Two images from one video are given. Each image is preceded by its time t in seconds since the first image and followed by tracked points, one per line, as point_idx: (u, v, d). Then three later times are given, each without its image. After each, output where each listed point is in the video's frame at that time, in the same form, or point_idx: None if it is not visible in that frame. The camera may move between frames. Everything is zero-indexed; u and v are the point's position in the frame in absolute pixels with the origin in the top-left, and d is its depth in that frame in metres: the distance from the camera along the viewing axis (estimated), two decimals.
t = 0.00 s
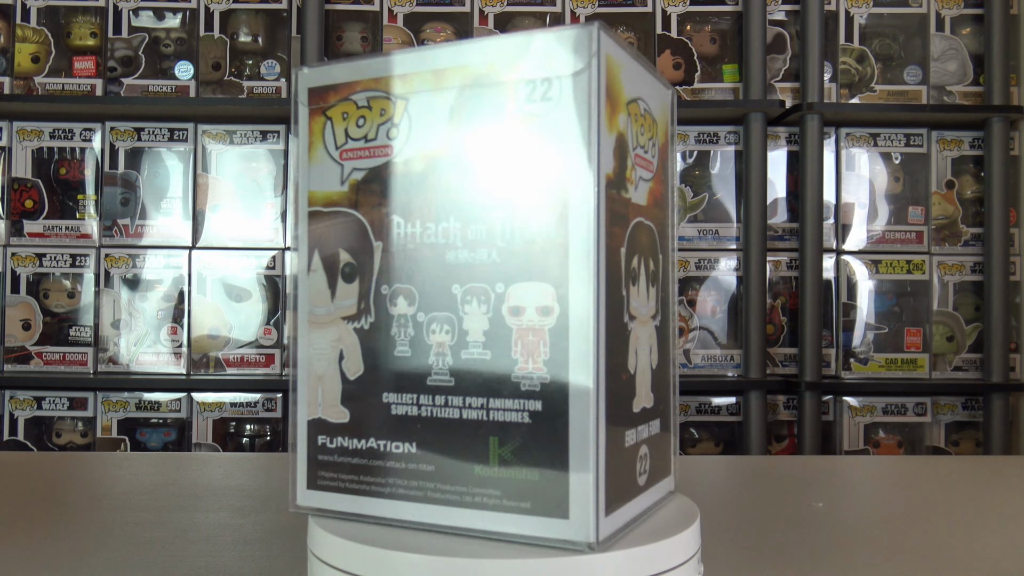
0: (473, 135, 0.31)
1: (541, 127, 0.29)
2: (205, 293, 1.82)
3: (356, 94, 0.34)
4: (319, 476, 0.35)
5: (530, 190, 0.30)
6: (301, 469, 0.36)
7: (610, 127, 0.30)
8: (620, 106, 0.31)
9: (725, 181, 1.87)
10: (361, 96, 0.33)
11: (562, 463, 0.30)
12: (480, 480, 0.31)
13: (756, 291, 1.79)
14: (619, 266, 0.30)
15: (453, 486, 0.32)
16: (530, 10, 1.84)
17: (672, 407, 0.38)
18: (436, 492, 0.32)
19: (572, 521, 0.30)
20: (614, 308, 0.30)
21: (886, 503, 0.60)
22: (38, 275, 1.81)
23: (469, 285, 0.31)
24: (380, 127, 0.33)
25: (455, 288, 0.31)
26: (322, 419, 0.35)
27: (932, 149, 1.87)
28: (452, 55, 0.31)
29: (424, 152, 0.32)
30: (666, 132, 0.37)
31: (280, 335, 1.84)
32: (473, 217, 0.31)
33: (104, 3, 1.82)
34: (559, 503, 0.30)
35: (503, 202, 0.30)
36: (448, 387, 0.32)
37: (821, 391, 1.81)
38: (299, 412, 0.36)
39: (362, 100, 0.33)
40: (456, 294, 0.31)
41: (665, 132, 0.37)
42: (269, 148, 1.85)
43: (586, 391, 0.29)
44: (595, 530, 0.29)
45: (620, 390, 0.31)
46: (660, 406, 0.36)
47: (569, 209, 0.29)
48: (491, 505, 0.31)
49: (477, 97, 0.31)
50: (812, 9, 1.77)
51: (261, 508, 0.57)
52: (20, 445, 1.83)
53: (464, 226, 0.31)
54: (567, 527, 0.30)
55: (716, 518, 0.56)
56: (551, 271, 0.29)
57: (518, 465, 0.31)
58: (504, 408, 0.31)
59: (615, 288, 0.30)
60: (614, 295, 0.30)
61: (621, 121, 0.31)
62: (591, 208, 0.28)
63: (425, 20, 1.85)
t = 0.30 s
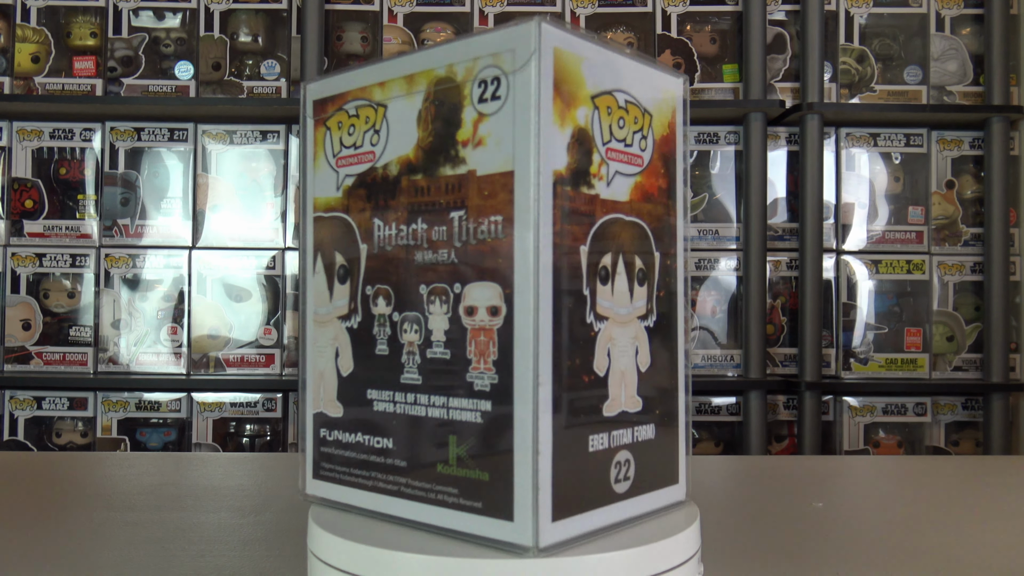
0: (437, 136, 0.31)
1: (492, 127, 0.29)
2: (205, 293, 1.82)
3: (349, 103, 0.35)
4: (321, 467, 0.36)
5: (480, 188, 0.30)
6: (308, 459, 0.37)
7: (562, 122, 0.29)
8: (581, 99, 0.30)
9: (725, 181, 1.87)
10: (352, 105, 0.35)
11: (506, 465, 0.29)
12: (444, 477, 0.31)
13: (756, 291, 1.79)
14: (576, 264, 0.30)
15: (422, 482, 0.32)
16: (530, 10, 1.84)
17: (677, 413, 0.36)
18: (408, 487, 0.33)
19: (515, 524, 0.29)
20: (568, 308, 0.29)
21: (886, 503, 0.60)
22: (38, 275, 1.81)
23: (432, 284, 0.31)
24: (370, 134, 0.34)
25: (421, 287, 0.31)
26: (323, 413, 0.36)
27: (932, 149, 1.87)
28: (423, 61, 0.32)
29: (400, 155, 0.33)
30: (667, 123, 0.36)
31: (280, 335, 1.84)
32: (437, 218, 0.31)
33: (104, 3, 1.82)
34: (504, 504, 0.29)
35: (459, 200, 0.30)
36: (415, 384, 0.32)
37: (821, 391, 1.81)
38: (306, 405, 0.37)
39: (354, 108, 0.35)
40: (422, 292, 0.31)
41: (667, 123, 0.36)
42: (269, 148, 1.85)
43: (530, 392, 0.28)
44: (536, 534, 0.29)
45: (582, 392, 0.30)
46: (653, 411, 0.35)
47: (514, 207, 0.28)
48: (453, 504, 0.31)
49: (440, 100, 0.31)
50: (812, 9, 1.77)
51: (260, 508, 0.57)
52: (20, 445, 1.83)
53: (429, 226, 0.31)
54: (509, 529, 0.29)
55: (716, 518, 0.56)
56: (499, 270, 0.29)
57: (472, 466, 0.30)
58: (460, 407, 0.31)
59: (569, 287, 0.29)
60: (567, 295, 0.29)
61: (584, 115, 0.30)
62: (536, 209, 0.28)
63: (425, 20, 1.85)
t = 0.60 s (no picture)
0: (407, 140, 0.32)
1: (445, 129, 0.30)
2: (205, 293, 1.82)
3: (351, 111, 0.36)
4: (336, 460, 0.38)
5: (437, 190, 0.30)
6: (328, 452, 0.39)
7: (507, 121, 0.29)
8: (535, 96, 0.30)
9: (725, 181, 1.87)
10: (352, 112, 0.36)
11: (453, 463, 0.29)
12: (413, 473, 0.32)
13: (756, 291, 1.79)
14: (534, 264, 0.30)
15: (398, 477, 0.33)
16: (530, 10, 1.84)
17: (674, 418, 0.35)
18: (389, 482, 0.33)
19: (459, 522, 0.29)
20: (518, 309, 0.29)
21: (886, 503, 0.60)
22: (38, 275, 1.81)
23: (403, 285, 0.32)
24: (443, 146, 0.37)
25: (396, 287, 0.32)
26: (337, 408, 0.38)
27: (932, 149, 1.87)
28: (397, 67, 0.33)
29: (383, 160, 0.33)
30: (659, 114, 0.34)
31: (280, 335, 1.84)
32: (408, 220, 0.32)
33: (103, 3, 1.82)
34: (451, 502, 0.29)
35: (423, 203, 0.31)
36: (393, 383, 0.33)
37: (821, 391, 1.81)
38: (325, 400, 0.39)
39: (354, 115, 0.36)
40: (397, 292, 0.32)
41: (661, 113, 0.34)
42: (269, 148, 1.85)
43: (469, 392, 0.28)
44: (474, 535, 0.28)
45: (535, 394, 0.30)
46: (636, 416, 0.33)
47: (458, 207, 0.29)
48: (420, 501, 0.31)
49: (409, 104, 0.32)
50: (812, 9, 1.77)
51: (261, 508, 0.57)
52: (20, 445, 1.83)
53: (402, 228, 0.32)
54: (454, 526, 0.29)
55: (716, 518, 0.56)
56: (449, 271, 0.29)
57: (431, 462, 0.31)
58: (422, 405, 0.31)
59: (519, 287, 0.29)
60: (513, 297, 0.29)
61: (539, 112, 0.30)
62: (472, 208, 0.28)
63: (425, 20, 1.85)
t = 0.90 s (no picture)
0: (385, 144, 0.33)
1: (403, 132, 0.30)
2: (205, 293, 1.82)
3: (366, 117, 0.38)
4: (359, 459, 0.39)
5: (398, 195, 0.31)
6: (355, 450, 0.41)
7: (452, 123, 0.29)
8: (483, 95, 0.30)
9: (725, 181, 1.87)
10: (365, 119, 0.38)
11: (404, 460, 0.30)
12: (388, 469, 0.33)
13: (756, 291, 1.79)
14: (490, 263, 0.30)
15: (381, 474, 0.34)
16: (530, 10, 1.83)
17: (656, 422, 0.33)
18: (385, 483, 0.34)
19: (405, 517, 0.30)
20: (463, 310, 0.29)
21: (886, 503, 0.60)
22: (38, 275, 1.81)
23: (382, 287, 0.33)
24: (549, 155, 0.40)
25: (379, 289, 0.33)
26: (357, 408, 0.39)
27: (932, 149, 1.87)
28: (383, 74, 0.34)
29: (376, 164, 0.35)
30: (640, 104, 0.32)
31: (280, 335, 1.83)
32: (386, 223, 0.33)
33: (103, 3, 1.82)
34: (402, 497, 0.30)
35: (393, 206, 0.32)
36: (379, 383, 0.34)
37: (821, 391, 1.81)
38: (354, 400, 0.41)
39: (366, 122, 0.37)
40: (379, 293, 0.33)
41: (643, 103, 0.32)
42: (269, 148, 1.85)
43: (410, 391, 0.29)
44: (415, 530, 0.29)
45: (479, 393, 0.30)
46: (607, 420, 0.33)
47: (403, 210, 0.30)
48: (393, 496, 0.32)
49: (387, 109, 0.33)
50: (812, 9, 1.77)
51: (260, 508, 0.57)
52: (20, 445, 1.83)
53: (382, 231, 0.33)
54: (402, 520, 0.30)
55: (715, 517, 0.56)
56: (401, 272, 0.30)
57: (395, 459, 0.32)
58: (390, 403, 0.32)
59: (462, 288, 0.29)
60: (459, 297, 0.29)
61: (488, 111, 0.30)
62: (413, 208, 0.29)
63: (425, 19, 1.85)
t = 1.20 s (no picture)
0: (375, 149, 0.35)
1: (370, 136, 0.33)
2: (205, 293, 1.82)
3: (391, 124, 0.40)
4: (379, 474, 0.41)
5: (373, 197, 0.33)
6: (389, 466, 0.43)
7: (404, 127, 0.31)
8: (435, 98, 0.31)
9: (725, 182, 1.87)
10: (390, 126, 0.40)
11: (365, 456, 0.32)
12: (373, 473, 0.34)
13: (756, 291, 1.79)
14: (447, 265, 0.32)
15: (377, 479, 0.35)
16: (530, 10, 1.83)
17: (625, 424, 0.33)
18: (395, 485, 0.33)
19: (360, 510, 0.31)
20: (414, 310, 0.31)
21: (885, 503, 0.60)
22: (38, 275, 1.81)
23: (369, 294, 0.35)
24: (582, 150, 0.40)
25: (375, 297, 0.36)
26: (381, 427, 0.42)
27: (932, 149, 1.87)
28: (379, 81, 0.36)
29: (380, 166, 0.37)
30: (603, 98, 0.32)
31: (280, 335, 1.83)
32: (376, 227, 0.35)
33: (104, 3, 1.82)
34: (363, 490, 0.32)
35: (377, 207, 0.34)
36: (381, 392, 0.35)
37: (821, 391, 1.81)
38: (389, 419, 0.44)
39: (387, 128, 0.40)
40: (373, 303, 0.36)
41: (607, 98, 0.32)
42: (269, 148, 1.85)
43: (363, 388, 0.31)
44: (365, 522, 0.30)
45: (427, 390, 0.31)
46: (568, 422, 0.32)
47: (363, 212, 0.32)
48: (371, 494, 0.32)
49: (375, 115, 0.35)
50: (812, 9, 1.77)
51: (261, 508, 0.57)
52: (20, 445, 1.83)
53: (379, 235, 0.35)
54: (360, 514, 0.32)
55: (715, 518, 0.56)
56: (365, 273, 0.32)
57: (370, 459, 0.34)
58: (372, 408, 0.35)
59: (415, 289, 0.31)
60: (410, 297, 0.31)
61: (441, 113, 0.31)
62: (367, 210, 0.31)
63: (425, 20, 1.85)
